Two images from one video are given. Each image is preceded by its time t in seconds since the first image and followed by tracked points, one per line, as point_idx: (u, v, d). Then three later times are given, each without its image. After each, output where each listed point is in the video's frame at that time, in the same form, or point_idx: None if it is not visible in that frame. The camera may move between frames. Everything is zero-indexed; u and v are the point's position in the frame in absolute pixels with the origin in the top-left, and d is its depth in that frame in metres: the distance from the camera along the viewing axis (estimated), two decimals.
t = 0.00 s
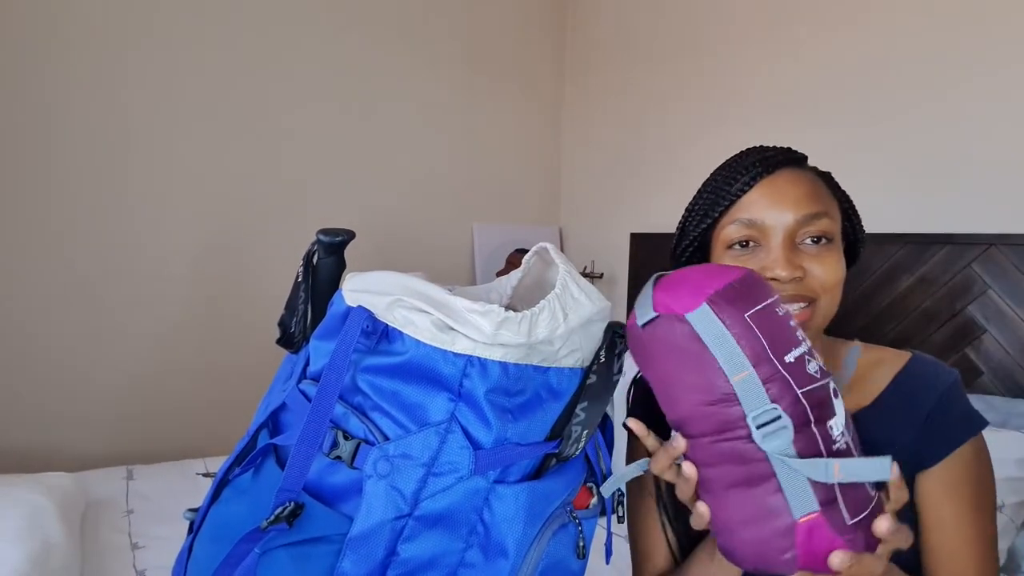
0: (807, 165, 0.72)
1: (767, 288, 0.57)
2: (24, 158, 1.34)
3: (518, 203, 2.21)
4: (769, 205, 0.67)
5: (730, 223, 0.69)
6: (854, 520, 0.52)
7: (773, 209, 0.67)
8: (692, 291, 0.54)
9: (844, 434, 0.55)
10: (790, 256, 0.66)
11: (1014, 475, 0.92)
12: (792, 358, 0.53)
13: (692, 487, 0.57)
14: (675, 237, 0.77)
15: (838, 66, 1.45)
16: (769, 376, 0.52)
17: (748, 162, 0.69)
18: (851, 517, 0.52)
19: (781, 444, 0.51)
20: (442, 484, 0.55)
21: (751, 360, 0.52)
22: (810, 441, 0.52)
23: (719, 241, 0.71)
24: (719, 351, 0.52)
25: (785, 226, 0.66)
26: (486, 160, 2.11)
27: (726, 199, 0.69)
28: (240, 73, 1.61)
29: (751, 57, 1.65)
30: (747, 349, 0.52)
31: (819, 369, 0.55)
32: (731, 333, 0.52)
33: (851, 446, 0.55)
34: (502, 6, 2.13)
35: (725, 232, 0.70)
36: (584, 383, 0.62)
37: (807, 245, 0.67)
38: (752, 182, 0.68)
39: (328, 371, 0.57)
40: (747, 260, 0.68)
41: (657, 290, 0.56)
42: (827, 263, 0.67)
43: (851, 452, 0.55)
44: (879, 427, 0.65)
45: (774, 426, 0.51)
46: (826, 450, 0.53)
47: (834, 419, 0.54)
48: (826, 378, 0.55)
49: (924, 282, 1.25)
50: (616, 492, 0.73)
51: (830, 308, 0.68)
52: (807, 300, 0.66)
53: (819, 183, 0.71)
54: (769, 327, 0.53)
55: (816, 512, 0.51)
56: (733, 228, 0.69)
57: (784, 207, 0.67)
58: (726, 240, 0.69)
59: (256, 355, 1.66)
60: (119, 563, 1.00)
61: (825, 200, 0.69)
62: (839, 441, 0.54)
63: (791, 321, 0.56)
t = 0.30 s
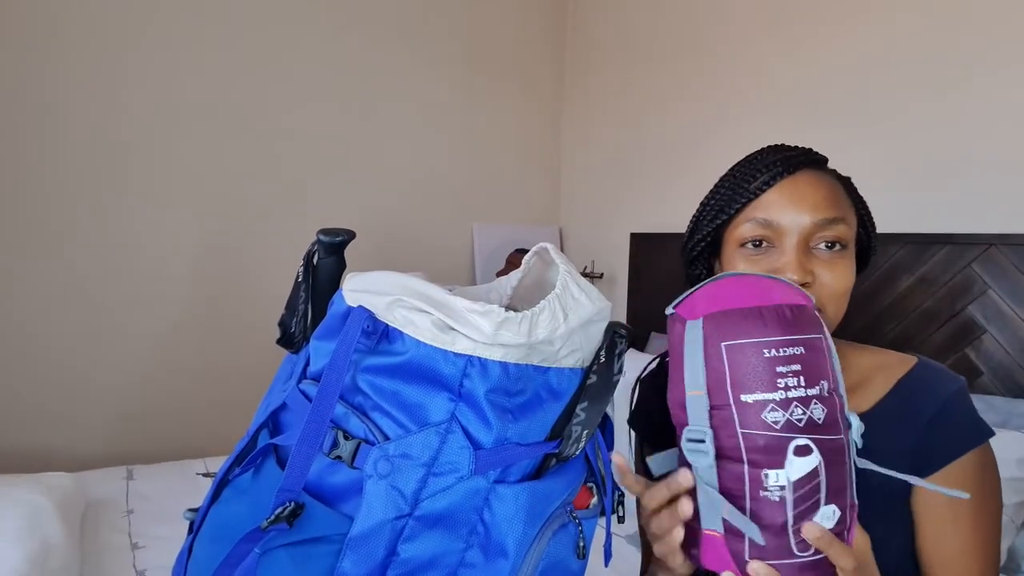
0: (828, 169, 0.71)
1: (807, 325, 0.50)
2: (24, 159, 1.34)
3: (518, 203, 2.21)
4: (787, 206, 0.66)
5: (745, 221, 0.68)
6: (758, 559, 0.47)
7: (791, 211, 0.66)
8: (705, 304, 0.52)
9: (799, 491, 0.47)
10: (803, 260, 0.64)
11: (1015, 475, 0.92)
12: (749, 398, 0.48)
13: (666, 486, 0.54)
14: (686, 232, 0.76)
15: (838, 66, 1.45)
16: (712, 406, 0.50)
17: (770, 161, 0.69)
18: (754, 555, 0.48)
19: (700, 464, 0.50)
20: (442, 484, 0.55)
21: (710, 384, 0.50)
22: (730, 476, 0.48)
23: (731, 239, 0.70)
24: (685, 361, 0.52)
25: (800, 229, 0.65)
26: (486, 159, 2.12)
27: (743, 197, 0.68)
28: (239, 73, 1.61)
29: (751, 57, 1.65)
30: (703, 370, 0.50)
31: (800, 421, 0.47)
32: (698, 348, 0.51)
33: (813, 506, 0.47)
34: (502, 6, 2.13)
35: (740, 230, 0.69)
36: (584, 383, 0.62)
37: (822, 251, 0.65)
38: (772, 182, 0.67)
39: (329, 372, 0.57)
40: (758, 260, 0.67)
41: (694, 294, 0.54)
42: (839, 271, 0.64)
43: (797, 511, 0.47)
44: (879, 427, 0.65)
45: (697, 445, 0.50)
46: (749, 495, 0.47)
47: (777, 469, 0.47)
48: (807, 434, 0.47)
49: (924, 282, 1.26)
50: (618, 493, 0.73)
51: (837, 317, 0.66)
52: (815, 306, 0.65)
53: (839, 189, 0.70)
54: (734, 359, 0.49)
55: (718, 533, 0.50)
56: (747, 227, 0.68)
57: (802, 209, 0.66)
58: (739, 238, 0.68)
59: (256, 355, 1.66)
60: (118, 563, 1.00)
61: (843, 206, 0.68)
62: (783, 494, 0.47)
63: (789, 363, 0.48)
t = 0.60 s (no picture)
0: (839, 168, 0.71)
1: (725, 320, 0.54)
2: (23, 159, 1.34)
3: (518, 203, 2.21)
4: (796, 205, 0.66)
5: (753, 220, 0.68)
6: (769, 564, 0.50)
7: (800, 211, 0.66)
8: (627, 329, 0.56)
9: (773, 481, 0.50)
10: (811, 260, 0.64)
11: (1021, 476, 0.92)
12: (693, 408, 0.51)
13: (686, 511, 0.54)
14: (693, 233, 0.76)
15: (838, 66, 1.45)
16: (666, 426, 0.53)
17: (780, 159, 0.68)
18: (764, 562, 0.50)
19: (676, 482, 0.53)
20: (442, 485, 0.55)
21: (654, 406, 0.53)
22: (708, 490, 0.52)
23: (739, 238, 0.70)
24: (628, 391, 0.55)
25: (809, 228, 0.65)
26: (486, 159, 2.11)
27: (751, 196, 0.68)
28: (239, 73, 1.61)
29: (751, 57, 1.65)
30: (647, 394, 0.53)
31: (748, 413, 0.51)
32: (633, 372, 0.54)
33: (794, 490, 0.50)
34: (503, 6, 2.13)
35: (748, 230, 0.68)
36: (583, 384, 0.62)
37: (830, 251, 0.66)
38: (781, 181, 0.67)
39: (328, 372, 0.57)
40: (767, 260, 0.67)
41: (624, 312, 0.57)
42: (848, 271, 0.65)
43: (779, 502, 0.50)
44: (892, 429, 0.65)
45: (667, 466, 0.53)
46: (730, 500, 0.51)
47: (746, 467, 0.50)
48: (759, 424, 0.51)
49: (925, 282, 1.25)
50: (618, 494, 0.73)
51: (845, 317, 0.67)
52: (824, 307, 0.65)
53: (849, 187, 0.70)
54: (666, 374, 0.52)
55: (721, 547, 0.52)
56: (755, 227, 0.68)
57: (811, 208, 0.66)
58: (746, 238, 0.68)
59: (255, 355, 1.66)
60: (118, 563, 1.00)
61: (853, 206, 0.68)
62: (761, 489, 0.50)
63: (719, 362, 0.52)
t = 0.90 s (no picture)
0: (837, 168, 0.71)
1: (740, 322, 0.54)
2: (23, 159, 1.34)
3: (518, 203, 2.21)
4: (794, 208, 0.66)
5: (752, 224, 0.68)
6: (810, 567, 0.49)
7: (799, 213, 0.66)
8: (642, 340, 0.57)
9: (804, 478, 0.49)
10: (812, 263, 0.64)
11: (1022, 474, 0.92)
12: (716, 412, 0.51)
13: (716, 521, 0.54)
14: (693, 236, 0.76)
15: (837, 66, 1.45)
16: (690, 432, 0.53)
17: (778, 161, 0.68)
18: (805, 565, 0.49)
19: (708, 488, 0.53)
20: (442, 485, 0.55)
21: (677, 413, 0.53)
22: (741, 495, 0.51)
23: (739, 242, 0.70)
24: (653, 400, 0.55)
25: (809, 231, 0.65)
26: (486, 159, 2.12)
27: (749, 200, 0.68)
28: (239, 73, 1.61)
29: (751, 57, 1.65)
30: (671, 401, 0.53)
31: (772, 411, 0.50)
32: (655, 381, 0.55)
33: (828, 486, 0.49)
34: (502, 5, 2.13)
35: (747, 234, 0.68)
36: (584, 384, 0.62)
37: (831, 254, 0.66)
38: (779, 184, 0.67)
39: (328, 372, 0.57)
40: (767, 264, 0.67)
41: (644, 323, 0.58)
42: (849, 273, 0.65)
43: (813, 499, 0.49)
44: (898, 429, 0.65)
45: (698, 473, 0.53)
46: (763, 502, 0.50)
47: (775, 466, 0.49)
48: (785, 421, 0.50)
49: (924, 283, 1.25)
50: (618, 494, 0.73)
51: (848, 318, 0.67)
52: (827, 309, 0.65)
53: (848, 187, 0.70)
54: (683, 378, 0.53)
55: (759, 553, 0.51)
56: (754, 230, 0.68)
57: (810, 211, 0.66)
58: (746, 242, 0.68)
59: (256, 355, 1.66)
60: (119, 563, 1.00)
61: (852, 207, 0.68)
62: (792, 488, 0.49)
63: (737, 363, 0.52)
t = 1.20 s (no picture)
0: (840, 168, 0.71)
1: (689, 303, 0.55)
2: (24, 160, 1.34)
3: (518, 203, 2.21)
4: (799, 207, 0.66)
5: (756, 223, 0.68)
6: (781, 527, 0.48)
7: (803, 212, 0.66)
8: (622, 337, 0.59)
9: (753, 438, 0.49)
10: (817, 262, 0.64)
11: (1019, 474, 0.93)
12: (666, 392, 0.53)
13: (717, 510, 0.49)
14: (696, 236, 0.77)
15: (837, 66, 1.45)
16: (659, 415, 0.55)
17: (782, 161, 0.68)
18: (774, 525, 0.48)
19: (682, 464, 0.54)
20: (439, 484, 0.55)
21: (647, 401, 0.56)
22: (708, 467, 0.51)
23: (743, 241, 0.69)
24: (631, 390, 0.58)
25: (814, 230, 0.65)
26: (486, 160, 2.12)
27: (754, 199, 0.69)
28: (239, 74, 1.61)
29: (751, 57, 1.65)
30: (638, 390, 0.56)
31: (711, 381, 0.51)
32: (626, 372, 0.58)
33: (777, 442, 0.48)
34: (503, 6, 2.13)
35: (751, 233, 0.68)
36: (581, 383, 0.62)
37: (835, 252, 0.66)
38: (783, 183, 0.67)
39: (326, 372, 0.57)
40: (771, 263, 0.66)
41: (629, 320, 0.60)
42: (853, 271, 0.65)
43: (763, 457, 0.48)
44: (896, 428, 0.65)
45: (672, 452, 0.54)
46: (726, 469, 0.50)
47: (723, 431, 0.50)
48: (724, 387, 0.50)
49: (924, 282, 1.25)
50: (616, 492, 0.73)
51: (852, 317, 0.67)
52: (831, 307, 0.65)
53: (851, 188, 0.70)
54: (638, 364, 0.55)
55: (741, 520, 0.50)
56: (758, 229, 0.68)
57: (815, 210, 0.65)
58: (750, 241, 0.68)
59: (256, 355, 1.66)
60: (119, 563, 1.00)
61: (856, 206, 0.68)
62: (744, 450, 0.49)
63: (678, 342, 0.53)
